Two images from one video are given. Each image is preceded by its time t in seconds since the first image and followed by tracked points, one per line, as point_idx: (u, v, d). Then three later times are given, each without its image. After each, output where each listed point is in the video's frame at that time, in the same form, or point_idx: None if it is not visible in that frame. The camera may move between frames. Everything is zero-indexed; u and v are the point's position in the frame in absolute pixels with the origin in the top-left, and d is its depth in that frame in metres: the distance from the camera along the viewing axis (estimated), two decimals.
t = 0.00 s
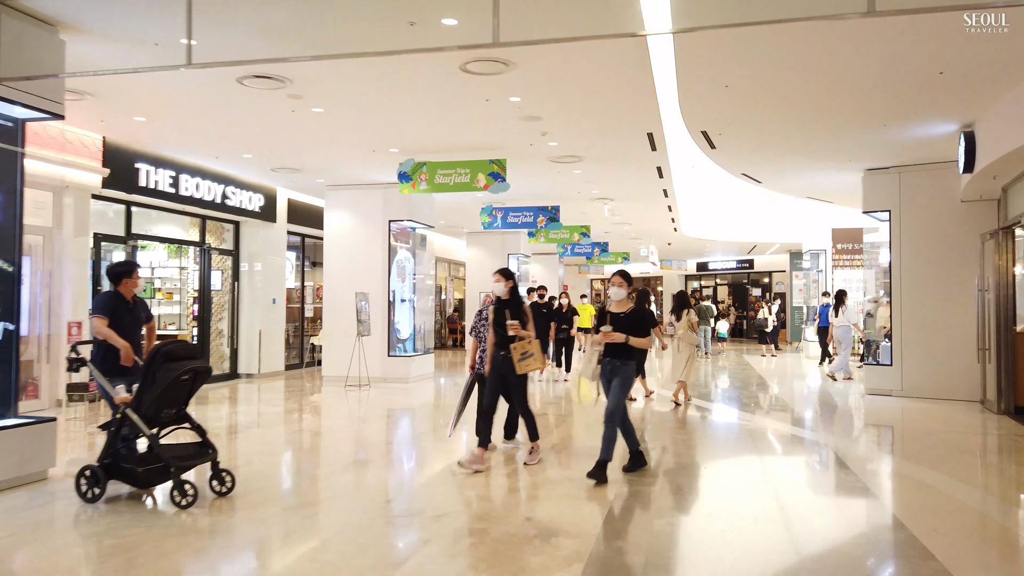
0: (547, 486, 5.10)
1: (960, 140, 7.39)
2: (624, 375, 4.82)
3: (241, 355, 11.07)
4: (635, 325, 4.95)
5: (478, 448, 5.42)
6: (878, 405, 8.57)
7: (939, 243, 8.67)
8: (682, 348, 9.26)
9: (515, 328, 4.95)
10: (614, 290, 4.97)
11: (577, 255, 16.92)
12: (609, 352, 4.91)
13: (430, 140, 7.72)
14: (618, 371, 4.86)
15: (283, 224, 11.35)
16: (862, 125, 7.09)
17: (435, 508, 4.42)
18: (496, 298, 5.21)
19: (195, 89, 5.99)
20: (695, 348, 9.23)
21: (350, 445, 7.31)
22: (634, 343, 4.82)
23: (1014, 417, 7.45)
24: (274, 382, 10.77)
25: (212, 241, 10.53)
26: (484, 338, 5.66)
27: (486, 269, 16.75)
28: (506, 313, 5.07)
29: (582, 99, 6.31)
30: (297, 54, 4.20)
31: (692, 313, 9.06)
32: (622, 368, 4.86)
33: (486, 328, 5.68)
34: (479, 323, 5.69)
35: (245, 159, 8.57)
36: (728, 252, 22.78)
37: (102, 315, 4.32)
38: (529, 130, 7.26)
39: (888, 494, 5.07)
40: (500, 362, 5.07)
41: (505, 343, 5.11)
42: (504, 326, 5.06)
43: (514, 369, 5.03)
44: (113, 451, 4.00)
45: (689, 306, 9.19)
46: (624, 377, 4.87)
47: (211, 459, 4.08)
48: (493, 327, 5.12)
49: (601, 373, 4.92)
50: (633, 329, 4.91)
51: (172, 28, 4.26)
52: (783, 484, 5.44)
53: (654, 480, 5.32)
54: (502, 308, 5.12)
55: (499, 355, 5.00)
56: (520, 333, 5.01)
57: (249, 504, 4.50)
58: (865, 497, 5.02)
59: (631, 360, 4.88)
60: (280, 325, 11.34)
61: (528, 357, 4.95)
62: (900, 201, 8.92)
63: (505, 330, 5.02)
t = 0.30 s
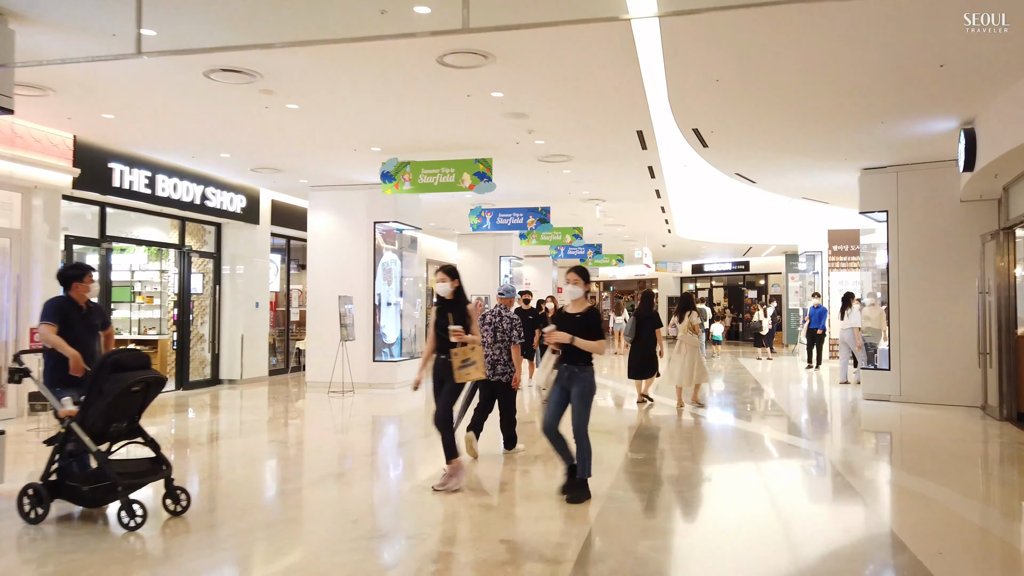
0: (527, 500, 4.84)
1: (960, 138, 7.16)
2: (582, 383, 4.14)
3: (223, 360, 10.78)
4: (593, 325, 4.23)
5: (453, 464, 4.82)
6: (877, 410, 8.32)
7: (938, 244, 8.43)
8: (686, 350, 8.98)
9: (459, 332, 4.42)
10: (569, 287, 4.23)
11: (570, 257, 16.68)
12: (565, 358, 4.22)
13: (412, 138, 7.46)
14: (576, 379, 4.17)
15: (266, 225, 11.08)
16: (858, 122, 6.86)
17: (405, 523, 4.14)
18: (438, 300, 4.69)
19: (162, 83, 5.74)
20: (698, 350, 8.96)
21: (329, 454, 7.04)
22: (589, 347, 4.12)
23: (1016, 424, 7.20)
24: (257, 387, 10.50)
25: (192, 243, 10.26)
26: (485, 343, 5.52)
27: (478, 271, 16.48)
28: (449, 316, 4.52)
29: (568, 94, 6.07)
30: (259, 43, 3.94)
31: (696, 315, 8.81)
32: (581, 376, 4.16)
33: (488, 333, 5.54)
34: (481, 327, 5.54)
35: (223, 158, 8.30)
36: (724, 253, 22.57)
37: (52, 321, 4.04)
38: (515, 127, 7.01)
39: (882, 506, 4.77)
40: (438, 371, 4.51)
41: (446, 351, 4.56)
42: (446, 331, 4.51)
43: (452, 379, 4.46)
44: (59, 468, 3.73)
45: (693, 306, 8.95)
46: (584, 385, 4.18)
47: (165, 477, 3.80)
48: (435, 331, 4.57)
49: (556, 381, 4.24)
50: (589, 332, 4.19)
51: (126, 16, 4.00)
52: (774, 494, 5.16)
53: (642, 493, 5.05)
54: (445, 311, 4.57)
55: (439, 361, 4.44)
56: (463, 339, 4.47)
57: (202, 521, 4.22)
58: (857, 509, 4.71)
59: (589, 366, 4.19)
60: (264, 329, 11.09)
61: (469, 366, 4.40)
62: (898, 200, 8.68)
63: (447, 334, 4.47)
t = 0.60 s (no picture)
0: (506, 511, 4.56)
1: (959, 133, 6.93)
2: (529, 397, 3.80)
3: (203, 363, 10.49)
4: (534, 335, 3.86)
5: (353, 494, 4.06)
6: (875, 415, 8.07)
7: (937, 244, 8.19)
8: (694, 352, 8.72)
9: (386, 340, 3.83)
10: (505, 292, 3.84)
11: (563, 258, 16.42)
12: (505, 372, 3.85)
13: (394, 133, 7.20)
14: (516, 397, 3.81)
15: (249, 225, 10.82)
16: (854, 116, 6.62)
17: (372, 535, 3.88)
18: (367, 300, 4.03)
19: (128, 72, 5.49)
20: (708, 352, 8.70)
21: (305, 461, 6.75)
22: (528, 359, 3.75)
23: (1018, 430, 6.97)
24: (240, 391, 10.23)
25: (172, 243, 9.98)
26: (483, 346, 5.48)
27: (469, 273, 16.19)
28: (377, 321, 3.92)
29: (554, 85, 5.81)
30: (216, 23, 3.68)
31: (703, 316, 8.51)
32: (522, 393, 3.80)
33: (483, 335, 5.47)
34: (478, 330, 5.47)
35: (200, 155, 8.02)
36: (720, 255, 22.36)
37: None
38: (499, 121, 6.75)
39: (884, 519, 4.49)
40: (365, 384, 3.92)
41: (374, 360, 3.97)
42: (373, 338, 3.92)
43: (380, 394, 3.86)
44: None
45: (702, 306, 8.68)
46: (525, 403, 3.81)
47: (110, 491, 3.55)
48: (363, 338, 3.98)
49: (494, 396, 3.87)
50: (527, 344, 3.81)
51: None
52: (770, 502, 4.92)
53: (628, 503, 4.79)
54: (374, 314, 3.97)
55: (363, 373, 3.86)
56: (391, 347, 3.87)
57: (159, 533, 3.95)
58: (854, 522, 4.43)
59: (530, 381, 3.83)
60: (247, 329, 10.83)
61: (399, 378, 3.82)
62: (896, 199, 8.44)
63: (373, 342, 3.88)
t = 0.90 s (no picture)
0: (480, 526, 4.32)
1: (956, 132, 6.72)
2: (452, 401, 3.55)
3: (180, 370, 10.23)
4: (452, 339, 3.62)
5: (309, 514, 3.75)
6: (869, 423, 7.85)
7: (934, 247, 7.99)
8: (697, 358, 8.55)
9: (289, 344, 3.41)
10: (420, 290, 3.63)
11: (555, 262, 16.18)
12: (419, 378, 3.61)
13: (372, 132, 6.98)
14: (427, 405, 3.56)
15: (231, 228, 10.59)
16: (847, 115, 6.42)
17: (332, 554, 3.65)
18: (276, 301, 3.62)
19: (89, 64, 5.28)
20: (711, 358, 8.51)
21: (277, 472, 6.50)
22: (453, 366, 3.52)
23: (1017, 439, 6.75)
24: (219, 398, 9.98)
25: (150, 246, 9.75)
26: (481, 351, 5.89)
27: (458, 277, 15.94)
28: (286, 326, 3.55)
29: (537, 82, 5.61)
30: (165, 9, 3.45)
31: (708, 322, 8.40)
32: (433, 401, 3.55)
33: (482, 340, 5.88)
34: (476, 335, 5.91)
35: (175, 154, 7.79)
36: (714, 259, 22.15)
37: None
38: (481, 120, 6.54)
39: (879, 534, 4.28)
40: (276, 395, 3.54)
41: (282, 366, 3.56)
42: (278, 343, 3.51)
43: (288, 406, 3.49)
44: None
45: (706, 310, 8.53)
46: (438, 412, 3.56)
47: (47, 511, 3.31)
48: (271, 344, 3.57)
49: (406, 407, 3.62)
50: (442, 349, 3.58)
51: None
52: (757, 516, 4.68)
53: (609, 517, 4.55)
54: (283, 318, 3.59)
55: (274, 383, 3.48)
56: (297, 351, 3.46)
57: (105, 555, 3.72)
58: (845, 534, 4.20)
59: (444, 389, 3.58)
60: (228, 334, 10.59)
61: (307, 386, 3.44)
62: (890, 201, 8.24)
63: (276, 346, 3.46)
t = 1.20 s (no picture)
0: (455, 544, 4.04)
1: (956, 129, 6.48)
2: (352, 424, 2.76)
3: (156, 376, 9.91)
4: (356, 350, 2.79)
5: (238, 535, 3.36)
6: (868, 430, 7.60)
7: (933, 249, 7.74)
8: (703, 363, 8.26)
9: (169, 366, 2.93)
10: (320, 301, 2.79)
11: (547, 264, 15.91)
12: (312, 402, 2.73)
13: (351, 129, 6.71)
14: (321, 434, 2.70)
15: (211, 229, 10.34)
16: (843, 112, 6.18)
17: None
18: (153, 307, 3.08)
19: (46, 56, 5.02)
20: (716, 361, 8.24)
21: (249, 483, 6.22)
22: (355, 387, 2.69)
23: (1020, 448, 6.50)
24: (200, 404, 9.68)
25: (127, 248, 9.39)
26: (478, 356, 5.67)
27: (449, 279, 15.67)
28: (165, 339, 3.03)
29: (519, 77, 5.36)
30: None
31: (713, 325, 8.01)
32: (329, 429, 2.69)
33: (479, 345, 5.65)
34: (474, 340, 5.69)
35: (149, 153, 7.52)
36: (709, 262, 21.88)
37: None
38: (463, 116, 6.28)
39: (877, 553, 4.01)
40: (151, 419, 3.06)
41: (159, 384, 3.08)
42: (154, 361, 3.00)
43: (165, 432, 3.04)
44: None
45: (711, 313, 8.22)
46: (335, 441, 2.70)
47: None
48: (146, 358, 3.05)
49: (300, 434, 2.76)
50: (342, 365, 2.77)
51: None
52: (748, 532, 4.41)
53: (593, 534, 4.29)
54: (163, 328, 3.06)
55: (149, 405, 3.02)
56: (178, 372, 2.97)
57: None
58: (843, 554, 3.93)
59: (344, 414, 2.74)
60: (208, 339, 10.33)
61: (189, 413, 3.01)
62: (887, 201, 8.00)
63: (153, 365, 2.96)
